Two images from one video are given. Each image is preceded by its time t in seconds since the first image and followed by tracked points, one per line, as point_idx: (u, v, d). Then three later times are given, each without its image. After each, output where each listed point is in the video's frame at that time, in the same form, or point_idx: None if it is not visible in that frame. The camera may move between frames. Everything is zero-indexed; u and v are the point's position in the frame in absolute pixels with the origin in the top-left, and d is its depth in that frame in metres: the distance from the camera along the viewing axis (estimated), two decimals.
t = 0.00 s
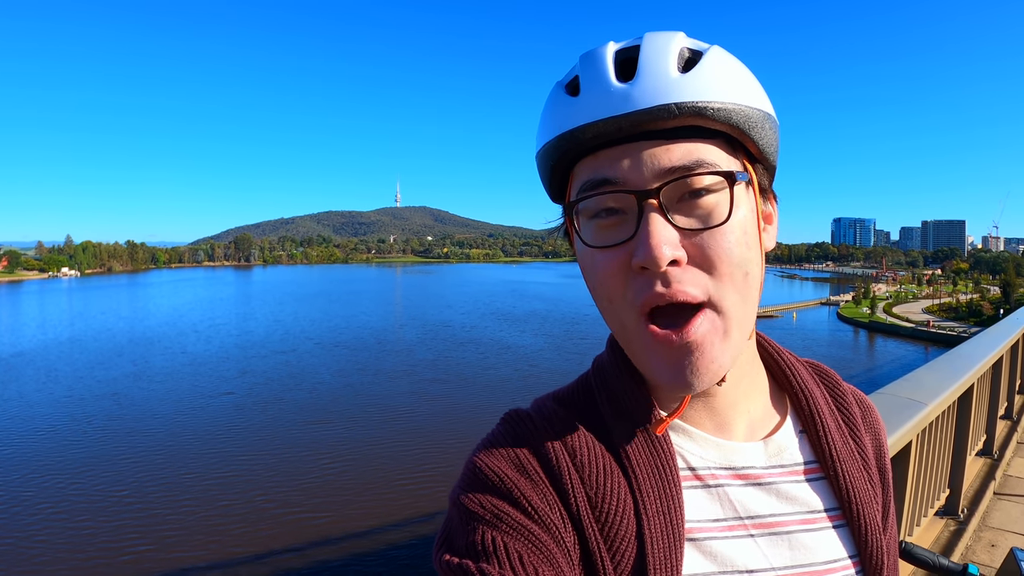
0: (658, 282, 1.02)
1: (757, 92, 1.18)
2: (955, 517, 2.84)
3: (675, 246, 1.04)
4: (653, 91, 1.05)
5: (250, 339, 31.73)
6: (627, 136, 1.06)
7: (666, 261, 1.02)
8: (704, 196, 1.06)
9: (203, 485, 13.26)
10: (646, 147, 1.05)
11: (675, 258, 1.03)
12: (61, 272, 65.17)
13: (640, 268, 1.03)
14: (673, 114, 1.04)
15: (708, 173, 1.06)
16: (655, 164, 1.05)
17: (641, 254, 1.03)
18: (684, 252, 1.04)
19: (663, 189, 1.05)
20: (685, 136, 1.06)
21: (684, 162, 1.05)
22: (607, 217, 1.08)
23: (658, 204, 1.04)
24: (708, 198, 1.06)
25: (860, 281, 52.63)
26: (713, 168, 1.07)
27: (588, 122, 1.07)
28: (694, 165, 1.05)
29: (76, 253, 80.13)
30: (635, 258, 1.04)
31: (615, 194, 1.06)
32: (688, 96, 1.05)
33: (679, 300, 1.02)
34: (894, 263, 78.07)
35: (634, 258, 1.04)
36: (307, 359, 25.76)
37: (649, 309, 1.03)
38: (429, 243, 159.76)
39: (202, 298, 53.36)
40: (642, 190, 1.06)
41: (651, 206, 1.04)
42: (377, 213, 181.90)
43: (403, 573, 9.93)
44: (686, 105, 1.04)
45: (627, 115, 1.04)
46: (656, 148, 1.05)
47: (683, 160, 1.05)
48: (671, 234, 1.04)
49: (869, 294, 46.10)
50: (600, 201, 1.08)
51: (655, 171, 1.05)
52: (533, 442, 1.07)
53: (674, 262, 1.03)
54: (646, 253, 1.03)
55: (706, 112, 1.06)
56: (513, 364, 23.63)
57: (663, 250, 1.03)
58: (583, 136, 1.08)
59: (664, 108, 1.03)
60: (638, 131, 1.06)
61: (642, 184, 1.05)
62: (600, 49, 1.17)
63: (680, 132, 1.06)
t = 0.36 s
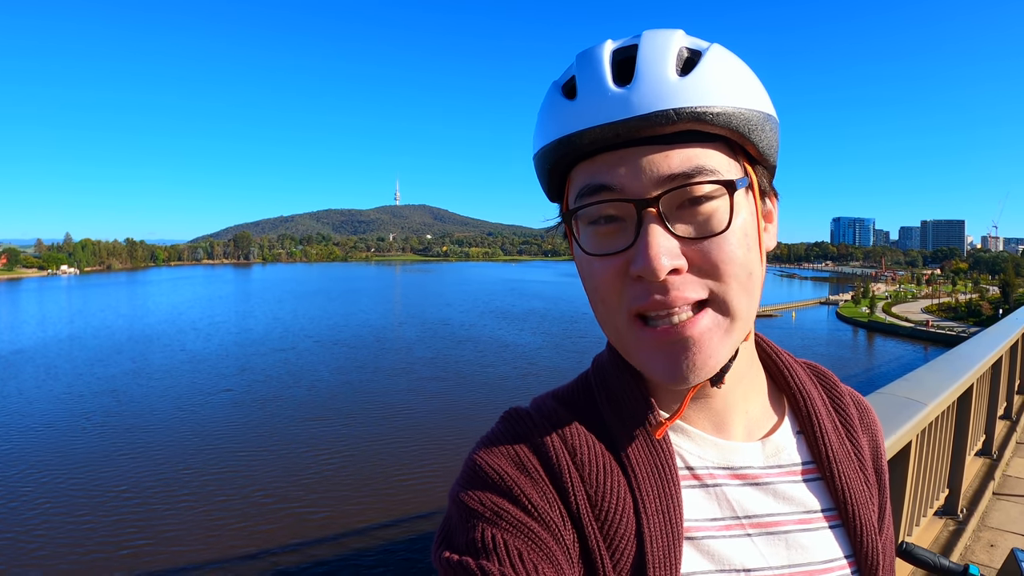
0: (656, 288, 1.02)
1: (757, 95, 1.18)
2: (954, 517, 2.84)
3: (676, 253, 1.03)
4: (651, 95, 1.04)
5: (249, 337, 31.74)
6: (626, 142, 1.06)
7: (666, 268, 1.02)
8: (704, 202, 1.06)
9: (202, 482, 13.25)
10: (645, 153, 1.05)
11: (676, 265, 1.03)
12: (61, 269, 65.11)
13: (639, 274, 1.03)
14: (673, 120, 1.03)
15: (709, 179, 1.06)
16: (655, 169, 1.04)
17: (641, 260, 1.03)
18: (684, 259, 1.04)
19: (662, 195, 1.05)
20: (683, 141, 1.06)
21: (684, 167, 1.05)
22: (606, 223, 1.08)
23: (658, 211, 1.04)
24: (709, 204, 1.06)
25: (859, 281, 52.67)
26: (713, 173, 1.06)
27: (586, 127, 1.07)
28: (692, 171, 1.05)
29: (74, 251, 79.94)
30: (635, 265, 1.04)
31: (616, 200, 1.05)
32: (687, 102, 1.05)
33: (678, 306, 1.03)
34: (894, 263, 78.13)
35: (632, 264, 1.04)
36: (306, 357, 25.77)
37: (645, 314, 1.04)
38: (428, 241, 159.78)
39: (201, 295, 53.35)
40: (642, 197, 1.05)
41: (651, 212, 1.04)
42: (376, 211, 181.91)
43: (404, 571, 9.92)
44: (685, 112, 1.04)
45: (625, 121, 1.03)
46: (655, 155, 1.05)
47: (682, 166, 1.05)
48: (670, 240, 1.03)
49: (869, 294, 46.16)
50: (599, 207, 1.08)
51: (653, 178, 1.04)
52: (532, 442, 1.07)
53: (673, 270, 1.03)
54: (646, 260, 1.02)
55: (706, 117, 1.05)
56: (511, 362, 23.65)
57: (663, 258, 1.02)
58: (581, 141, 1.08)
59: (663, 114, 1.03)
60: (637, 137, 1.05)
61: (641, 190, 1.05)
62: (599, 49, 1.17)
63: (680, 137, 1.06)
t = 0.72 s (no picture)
0: (652, 278, 1.00)
1: (761, 88, 1.16)
2: (950, 511, 2.84)
3: (672, 241, 1.01)
4: (653, 85, 1.03)
5: (245, 334, 31.71)
6: (628, 131, 1.03)
7: (662, 257, 1.00)
8: (704, 193, 1.04)
9: (197, 480, 13.23)
10: (646, 143, 1.03)
11: (671, 254, 1.01)
12: (55, 269, 64.92)
13: (636, 263, 1.01)
14: (674, 112, 1.02)
15: (707, 170, 1.04)
16: (654, 158, 1.02)
17: (636, 249, 1.01)
18: (681, 248, 1.02)
19: (660, 184, 1.03)
20: (685, 131, 1.04)
21: (683, 158, 1.03)
22: (604, 208, 1.06)
23: (656, 199, 1.02)
24: (707, 195, 1.04)
25: (854, 276, 52.90)
26: (712, 164, 1.04)
27: (589, 114, 1.04)
28: (692, 162, 1.03)
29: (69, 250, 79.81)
30: (631, 254, 1.01)
31: (616, 188, 1.03)
32: (690, 93, 1.03)
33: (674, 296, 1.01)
34: (888, 258, 78.51)
35: (629, 252, 1.02)
36: (302, 354, 25.76)
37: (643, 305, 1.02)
38: (424, 238, 159.78)
39: (196, 293, 53.22)
40: (641, 185, 1.03)
41: (650, 200, 1.02)
42: (371, 208, 181.84)
43: (402, 569, 9.89)
44: (689, 102, 1.02)
45: (627, 110, 1.01)
46: (656, 144, 1.02)
47: (682, 156, 1.03)
48: (667, 229, 1.01)
49: (863, 289, 46.31)
50: (598, 194, 1.06)
51: (652, 167, 1.03)
52: (527, 436, 1.05)
53: (670, 258, 1.00)
54: (642, 248, 1.00)
55: (708, 109, 1.04)
56: (508, 359, 23.68)
57: (660, 246, 1.00)
58: (581, 129, 1.06)
59: (665, 105, 1.01)
60: (638, 127, 1.03)
61: (641, 179, 1.03)
62: (602, 38, 1.14)
63: (681, 128, 1.04)
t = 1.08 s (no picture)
0: (656, 280, 1.01)
1: (763, 86, 1.16)
2: (947, 513, 2.86)
3: (677, 244, 1.02)
4: (655, 85, 1.03)
5: (243, 331, 31.75)
6: (631, 131, 1.04)
7: (668, 259, 1.00)
8: (708, 193, 1.04)
9: (194, 476, 13.23)
10: (649, 142, 1.03)
11: (678, 255, 1.01)
12: (53, 264, 64.86)
13: (642, 265, 1.01)
14: (679, 111, 1.02)
15: (712, 171, 1.04)
16: (658, 161, 1.03)
17: (642, 251, 1.01)
18: (685, 250, 1.03)
19: (665, 186, 1.03)
20: (689, 130, 1.04)
21: (688, 158, 1.03)
22: (608, 211, 1.06)
23: (662, 201, 1.02)
24: (712, 195, 1.04)
25: (853, 277, 52.97)
26: (716, 165, 1.05)
27: (592, 114, 1.05)
28: (697, 162, 1.04)
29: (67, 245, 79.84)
30: (637, 256, 1.02)
31: (620, 189, 1.04)
32: (693, 93, 1.03)
33: (676, 297, 1.01)
34: (886, 259, 78.70)
35: (633, 254, 1.02)
36: (300, 351, 25.81)
37: (648, 305, 1.02)
38: (423, 236, 159.84)
39: (195, 289, 53.22)
40: (645, 187, 1.04)
41: (655, 202, 1.02)
42: (370, 205, 181.84)
43: (400, 567, 9.89)
44: (692, 102, 1.02)
45: (632, 109, 1.01)
46: (660, 144, 1.03)
47: (686, 157, 1.03)
48: (671, 231, 1.02)
49: (862, 290, 46.39)
50: (602, 196, 1.06)
51: (656, 169, 1.03)
52: (530, 435, 1.05)
53: (676, 259, 1.01)
54: (648, 250, 1.01)
55: (711, 109, 1.04)
56: (505, 357, 23.73)
57: (667, 248, 1.01)
58: (585, 128, 1.06)
59: (669, 104, 1.01)
60: (642, 127, 1.03)
61: (645, 181, 1.03)
62: (606, 36, 1.14)
63: (682, 128, 1.04)
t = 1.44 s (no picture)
0: (650, 281, 1.01)
1: (755, 87, 1.16)
2: (945, 516, 2.86)
3: (670, 246, 1.02)
4: (646, 88, 1.03)
5: (242, 329, 31.76)
6: (622, 133, 1.04)
7: (660, 262, 1.01)
8: (701, 195, 1.04)
9: (191, 474, 13.21)
10: (640, 146, 1.03)
11: (671, 257, 1.01)
12: (53, 261, 64.84)
13: (633, 269, 1.02)
14: (668, 114, 1.01)
15: (705, 172, 1.04)
16: (651, 162, 1.02)
17: (634, 254, 1.02)
18: (680, 251, 1.03)
19: (657, 188, 1.03)
20: (681, 132, 1.04)
21: (679, 161, 1.03)
22: (600, 214, 1.07)
23: (653, 203, 1.03)
24: (704, 197, 1.04)
25: (852, 280, 52.99)
26: (708, 167, 1.05)
27: (582, 119, 1.05)
28: (690, 164, 1.04)
29: (67, 243, 79.82)
30: (629, 259, 1.02)
31: (612, 191, 1.04)
32: (683, 94, 1.03)
33: (669, 299, 1.02)
34: (886, 262, 78.84)
35: (626, 258, 1.03)
36: (299, 349, 25.82)
37: (643, 308, 1.02)
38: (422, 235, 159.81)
39: (194, 287, 53.19)
40: (636, 188, 1.04)
41: (646, 205, 1.02)
42: (370, 204, 181.77)
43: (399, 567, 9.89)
44: (682, 103, 1.02)
45: (622, 114, 1.01)
46: (650, 149, 1.03)
47: (678, 160, 1.03)
48: (664, 234, 1.02)
49: (861, 292, 46.43)
50: (594, 200, 1.06)
51: (650, 170, 1.02)
52: (528, 436, 1.05)
53: (669, 261, 1.01)
54: (641, 251, 1.01)
55: (701, 111, 1.04)
56: (504, 357, 23.74)
57: (658, 250, 1.01)
58: (575, 133, 1.06)
59: (659, 107, 1.01)
60: (633, 129, 1.03)
61: (636, 184, 1.03)
62: (597, 40, 1.14)
63: (675, 130, 1.04)
